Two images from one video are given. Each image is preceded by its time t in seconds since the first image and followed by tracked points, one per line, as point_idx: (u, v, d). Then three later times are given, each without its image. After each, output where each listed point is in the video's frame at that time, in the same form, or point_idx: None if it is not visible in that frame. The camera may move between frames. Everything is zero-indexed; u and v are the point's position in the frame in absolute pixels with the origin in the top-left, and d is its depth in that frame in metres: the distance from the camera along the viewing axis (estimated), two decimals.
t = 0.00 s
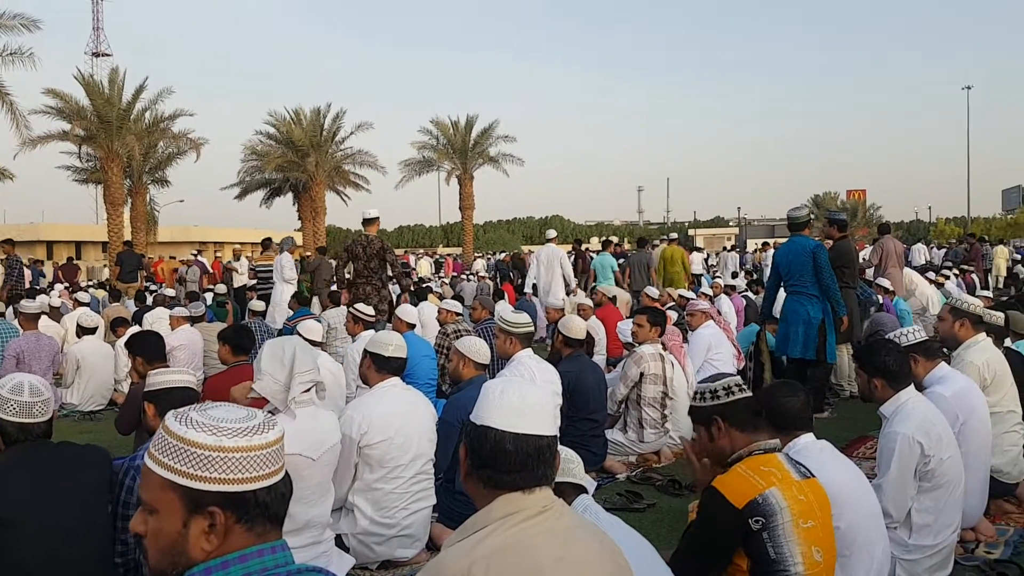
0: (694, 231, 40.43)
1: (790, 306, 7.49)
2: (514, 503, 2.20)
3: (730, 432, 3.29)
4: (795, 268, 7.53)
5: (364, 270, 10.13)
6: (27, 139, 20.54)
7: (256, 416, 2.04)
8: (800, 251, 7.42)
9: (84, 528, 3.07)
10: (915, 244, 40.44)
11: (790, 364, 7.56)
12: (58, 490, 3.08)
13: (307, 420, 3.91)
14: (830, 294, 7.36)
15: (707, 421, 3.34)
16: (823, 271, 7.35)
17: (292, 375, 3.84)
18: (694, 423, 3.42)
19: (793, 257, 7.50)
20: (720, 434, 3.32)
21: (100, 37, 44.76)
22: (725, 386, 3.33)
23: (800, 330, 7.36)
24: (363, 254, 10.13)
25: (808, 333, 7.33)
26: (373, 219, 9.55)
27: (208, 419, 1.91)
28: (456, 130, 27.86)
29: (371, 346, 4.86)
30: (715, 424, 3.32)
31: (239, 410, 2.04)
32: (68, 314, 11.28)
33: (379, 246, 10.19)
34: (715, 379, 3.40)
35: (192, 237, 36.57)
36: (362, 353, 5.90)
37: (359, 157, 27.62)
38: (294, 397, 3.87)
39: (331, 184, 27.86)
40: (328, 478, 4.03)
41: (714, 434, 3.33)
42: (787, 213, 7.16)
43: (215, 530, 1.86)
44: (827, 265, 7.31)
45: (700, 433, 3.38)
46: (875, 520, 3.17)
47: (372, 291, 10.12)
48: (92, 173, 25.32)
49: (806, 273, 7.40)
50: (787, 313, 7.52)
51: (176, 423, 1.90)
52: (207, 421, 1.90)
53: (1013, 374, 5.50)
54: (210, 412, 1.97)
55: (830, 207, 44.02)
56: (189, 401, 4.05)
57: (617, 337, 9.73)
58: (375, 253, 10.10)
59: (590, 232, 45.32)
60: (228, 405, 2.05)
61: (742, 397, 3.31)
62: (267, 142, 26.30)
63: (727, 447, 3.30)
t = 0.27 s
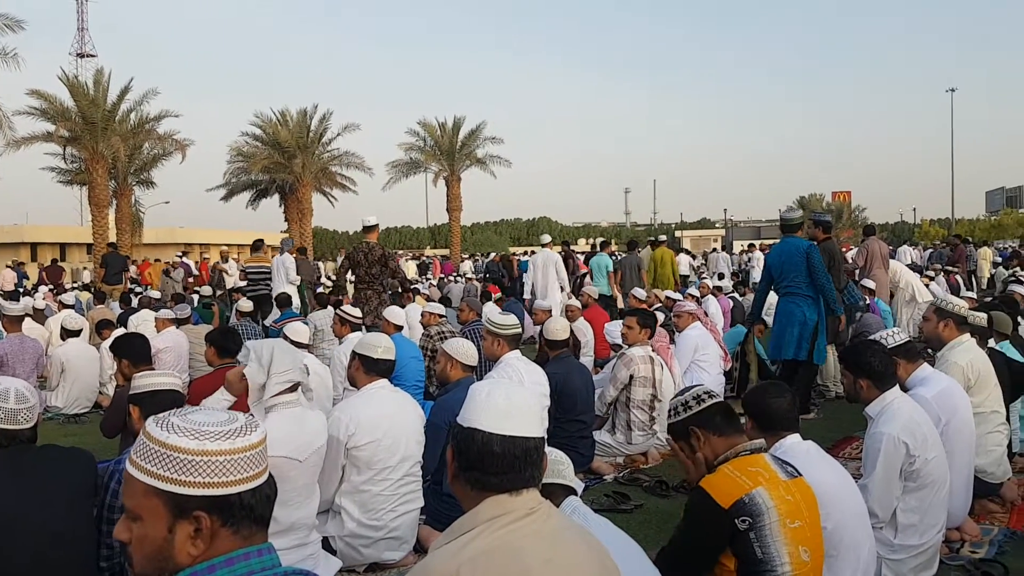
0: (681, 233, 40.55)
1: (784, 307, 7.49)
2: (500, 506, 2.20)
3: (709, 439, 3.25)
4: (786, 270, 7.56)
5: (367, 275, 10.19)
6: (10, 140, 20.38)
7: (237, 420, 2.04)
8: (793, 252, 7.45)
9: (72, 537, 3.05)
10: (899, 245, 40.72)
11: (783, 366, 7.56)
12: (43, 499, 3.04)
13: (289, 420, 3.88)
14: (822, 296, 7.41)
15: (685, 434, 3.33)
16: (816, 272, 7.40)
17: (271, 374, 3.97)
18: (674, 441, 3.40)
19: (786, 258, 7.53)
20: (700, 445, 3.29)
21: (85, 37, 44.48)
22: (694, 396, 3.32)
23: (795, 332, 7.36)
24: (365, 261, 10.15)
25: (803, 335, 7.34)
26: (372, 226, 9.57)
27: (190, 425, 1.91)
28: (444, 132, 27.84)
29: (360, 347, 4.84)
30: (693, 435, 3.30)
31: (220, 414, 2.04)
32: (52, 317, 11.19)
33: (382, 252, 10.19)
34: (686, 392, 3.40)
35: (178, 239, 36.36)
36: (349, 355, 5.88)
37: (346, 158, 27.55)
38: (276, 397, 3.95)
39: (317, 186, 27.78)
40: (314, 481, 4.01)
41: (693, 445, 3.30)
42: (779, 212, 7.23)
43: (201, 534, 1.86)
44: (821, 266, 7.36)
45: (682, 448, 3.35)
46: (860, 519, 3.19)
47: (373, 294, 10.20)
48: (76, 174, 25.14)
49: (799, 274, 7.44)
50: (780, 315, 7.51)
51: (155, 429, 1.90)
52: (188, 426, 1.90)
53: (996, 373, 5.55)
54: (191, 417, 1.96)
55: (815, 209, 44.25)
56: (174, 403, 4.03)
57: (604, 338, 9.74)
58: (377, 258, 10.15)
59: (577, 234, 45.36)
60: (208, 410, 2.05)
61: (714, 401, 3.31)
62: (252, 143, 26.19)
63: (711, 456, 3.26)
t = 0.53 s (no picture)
0: (673, 231, 40.60)
1: (780, 305, 7.50)
2: (490, 504, 2.19)
3: (697, 441, 3.25)
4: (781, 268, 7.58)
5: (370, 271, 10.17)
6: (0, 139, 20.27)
7: (226, 419, 2.04)
8: (789, 250, 7.47)
9: (61, 539, 3.03)
10: (890, 243, 40.86)
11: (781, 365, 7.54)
12: (33, 500, 3.02)
13: (279, 420, 3.86)
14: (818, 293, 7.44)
15: (672, 438, 3.31)
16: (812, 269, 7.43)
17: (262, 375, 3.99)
18: (661, 444, 3.38)
19: (781, 255, 7.55)
20: (689, 448, 3.27)
21: (75, 36, 44.28)
22: (682, 399, 3.30)
23: (792, 330, 7.35)
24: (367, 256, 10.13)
25: (801, 333, 7.33)
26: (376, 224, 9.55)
27: (177, 424, 1.90)
28: (436, 130, 27.81)
29: (352, 346, 4.82)
30: (681, 439, 3.28)
31: (209, 413, 2.04)
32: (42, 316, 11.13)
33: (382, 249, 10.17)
34: (672, 394, 3.37)
35: (169, 238, 36.20)
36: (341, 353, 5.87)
37: (338, 157, 27.48)
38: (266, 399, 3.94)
39: (309, 185, 27.71)
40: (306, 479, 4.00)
41: (681, 448, 3.28)
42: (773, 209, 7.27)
43: (191, 534, 1.86)
44: (817, 262, 7.39)
45: (669, 451, 3.34)
46: (851, 517, 3.19)
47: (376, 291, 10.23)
48: (66, 173, 25.01)
49: (795, 272, 7.45)
50: (777, 314, 7.53)
51: (143, 429, 1.89)
52: (176, 425, 1.89)
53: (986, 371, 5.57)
54: (179, 417, 1.96)
55: (807, 207, 44.36)
56: (165, 403, 4.02)
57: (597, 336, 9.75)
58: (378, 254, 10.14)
59: (570, 233, 45.37)
60: (197, 409, 2.04)
61: (700, 405, 3.29)
62: (244, 142, 26.10)
63: (701, 458, 3.25)
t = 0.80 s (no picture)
0: (666, 231, 40.62)
1: (773, 304, 7.49)
2: (483, 504, 2.19)
3: (689, 442, 3.24)
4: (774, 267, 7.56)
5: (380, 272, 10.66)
6: None
7: (215, 419, 2.03)
8: (785, 248, 7.46)
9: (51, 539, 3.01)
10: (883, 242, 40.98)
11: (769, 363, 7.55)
12: (24, 501, 3.00)
13: (271, 420, 3.85)
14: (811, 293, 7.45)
15: (663, 439, 3.30)
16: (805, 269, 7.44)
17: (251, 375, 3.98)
18: (652, 446, 3.37)
19: (775, 253, 7.53)
20: (681, 450, 3.26)
21: (67, 36, 44.13)
22: (674, 399, 3.29)
23: (785, 328, 7.35)
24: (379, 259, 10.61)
25: (792, 332, 7.33)
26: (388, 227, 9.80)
27: (166, 424, 1.89)
28: (429, 130, 27.80)
29: (345, 345, 4.81)
30: (672, 440, 3.27)
31: (198, 413, 2.03)
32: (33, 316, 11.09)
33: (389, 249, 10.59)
34: (666, 394, 3.37)
35: (162, 237, 36.10)
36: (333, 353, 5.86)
37: (331, 156, 27.43)
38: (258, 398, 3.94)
39: (302, 184, 27.66)
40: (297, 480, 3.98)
41: (672, 451, 3.27)
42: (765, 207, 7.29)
43: (181, 533, 1.85)
44: (812, 262, 7.41)
45: (659, 453, 3.32)
46: (843, 516, 3.20)
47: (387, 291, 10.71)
48: (58, 172, 24.92)
49: (789, 271, 7.45)
50: (769, 312, 7.53)
51: (132, 429, 1.88)
52: (165, 425, 1.88)
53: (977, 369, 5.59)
54: (168, 415, 1.95)
55: (799, 207, 44.45)
56: (156, 403, 4.00)
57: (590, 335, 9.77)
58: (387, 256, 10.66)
59: (563, 232, 45.39)
60: (186, 409, 2.04)
61: (692, 405, 3.29)
62: (236, 141, 26.04)
63: (692, 459, 3.24)
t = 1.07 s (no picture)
0: (658, 231, 40.67)
1: (763, 303, 7.50)
2: (474, 506, 2.18)
3: (680, 443, 3.24)
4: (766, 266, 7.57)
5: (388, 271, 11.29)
6: None
7: (203, 422, 2.05)
8: (780, 249, 7.47)
9: (41, 541, 2.98)
10: (874, 242, 41.11)
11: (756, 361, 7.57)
12: (15, 503, 2.98)
13: (262, 420, 3.83)
14: (800, 295, 7.49)
15: (654, 439, 3.30)
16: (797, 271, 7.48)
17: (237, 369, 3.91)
18: (643, 446, 3.37)
19: (770, 253, 7.53)
20: (672, 450, 3.26)
21: (57, 35, 43.92)
22: (664, 400, 3.30)
23: (775, 328, 7.37)
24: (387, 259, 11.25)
25: (782, 332, 7.36)
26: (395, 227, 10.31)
27: (158, 426, 1.90)
28: (421, 130, 27.78)
29: (336, 346, 4.81)
30: (663, 441, 3.27)
31: (187, 415, 2.04)
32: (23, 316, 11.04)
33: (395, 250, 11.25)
34: (657, 394, 3.37)
35: (154, 237, 35.98)
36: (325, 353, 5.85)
37: (323, 156, 27.38)
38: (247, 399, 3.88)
39: (293, 184, 27.60)
40: (288, 480, 3.97)
41: (663, 452, 3.27)
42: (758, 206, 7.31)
43: (173, 535, 1.85)
44: (805, 266, 7.46)
45: (651, 453, 3.32)
46: (833, 515, 3.21)
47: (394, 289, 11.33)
48: (49, 172, 24.81)
49: (782, 271, 7.47)
50: (756, 312, 7.56)
51: (123, 431, 1.89)
52: (157, 428, 1.89)
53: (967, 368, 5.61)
54: (158, 418, 1.96)
55: (791, 207, 44.56)
56: (146, 403, 3.98)
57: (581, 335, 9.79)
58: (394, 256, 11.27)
59: (555, 232, 45.41)
60: (175, 411, 2.05)
61: (683, 405, 3.29)
62: (227, 141, 25.96)
63: (683, 459, 3.25)
